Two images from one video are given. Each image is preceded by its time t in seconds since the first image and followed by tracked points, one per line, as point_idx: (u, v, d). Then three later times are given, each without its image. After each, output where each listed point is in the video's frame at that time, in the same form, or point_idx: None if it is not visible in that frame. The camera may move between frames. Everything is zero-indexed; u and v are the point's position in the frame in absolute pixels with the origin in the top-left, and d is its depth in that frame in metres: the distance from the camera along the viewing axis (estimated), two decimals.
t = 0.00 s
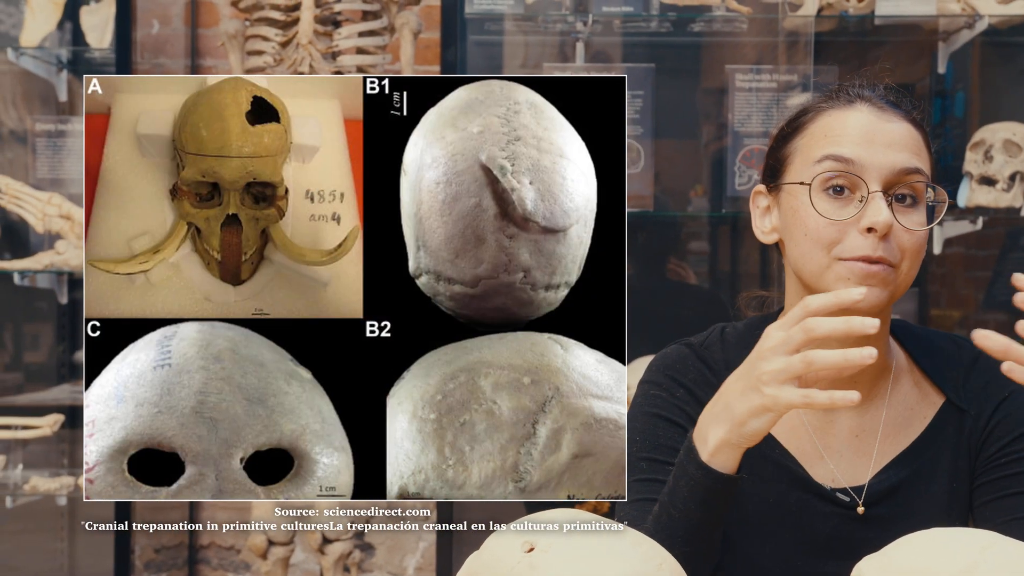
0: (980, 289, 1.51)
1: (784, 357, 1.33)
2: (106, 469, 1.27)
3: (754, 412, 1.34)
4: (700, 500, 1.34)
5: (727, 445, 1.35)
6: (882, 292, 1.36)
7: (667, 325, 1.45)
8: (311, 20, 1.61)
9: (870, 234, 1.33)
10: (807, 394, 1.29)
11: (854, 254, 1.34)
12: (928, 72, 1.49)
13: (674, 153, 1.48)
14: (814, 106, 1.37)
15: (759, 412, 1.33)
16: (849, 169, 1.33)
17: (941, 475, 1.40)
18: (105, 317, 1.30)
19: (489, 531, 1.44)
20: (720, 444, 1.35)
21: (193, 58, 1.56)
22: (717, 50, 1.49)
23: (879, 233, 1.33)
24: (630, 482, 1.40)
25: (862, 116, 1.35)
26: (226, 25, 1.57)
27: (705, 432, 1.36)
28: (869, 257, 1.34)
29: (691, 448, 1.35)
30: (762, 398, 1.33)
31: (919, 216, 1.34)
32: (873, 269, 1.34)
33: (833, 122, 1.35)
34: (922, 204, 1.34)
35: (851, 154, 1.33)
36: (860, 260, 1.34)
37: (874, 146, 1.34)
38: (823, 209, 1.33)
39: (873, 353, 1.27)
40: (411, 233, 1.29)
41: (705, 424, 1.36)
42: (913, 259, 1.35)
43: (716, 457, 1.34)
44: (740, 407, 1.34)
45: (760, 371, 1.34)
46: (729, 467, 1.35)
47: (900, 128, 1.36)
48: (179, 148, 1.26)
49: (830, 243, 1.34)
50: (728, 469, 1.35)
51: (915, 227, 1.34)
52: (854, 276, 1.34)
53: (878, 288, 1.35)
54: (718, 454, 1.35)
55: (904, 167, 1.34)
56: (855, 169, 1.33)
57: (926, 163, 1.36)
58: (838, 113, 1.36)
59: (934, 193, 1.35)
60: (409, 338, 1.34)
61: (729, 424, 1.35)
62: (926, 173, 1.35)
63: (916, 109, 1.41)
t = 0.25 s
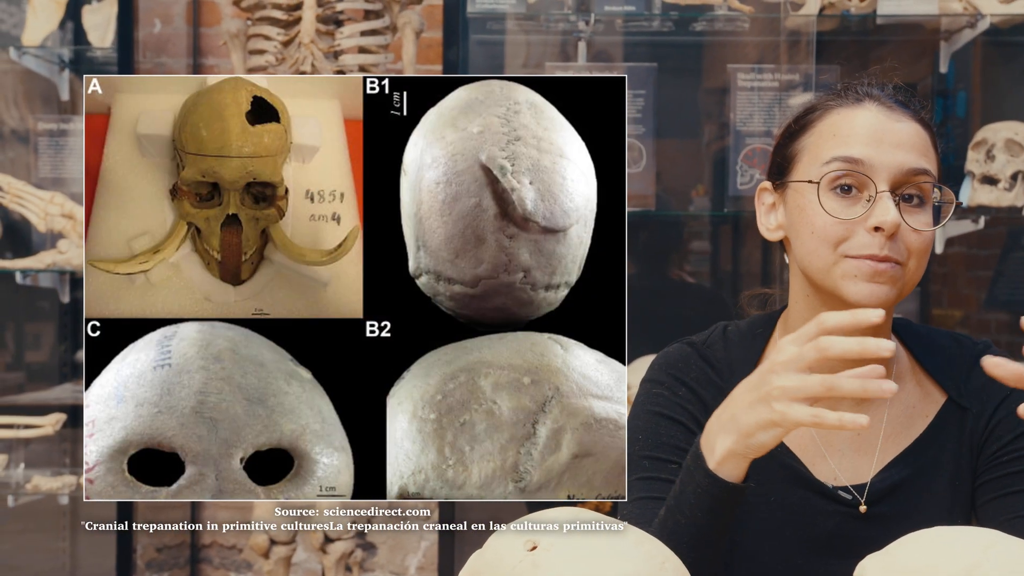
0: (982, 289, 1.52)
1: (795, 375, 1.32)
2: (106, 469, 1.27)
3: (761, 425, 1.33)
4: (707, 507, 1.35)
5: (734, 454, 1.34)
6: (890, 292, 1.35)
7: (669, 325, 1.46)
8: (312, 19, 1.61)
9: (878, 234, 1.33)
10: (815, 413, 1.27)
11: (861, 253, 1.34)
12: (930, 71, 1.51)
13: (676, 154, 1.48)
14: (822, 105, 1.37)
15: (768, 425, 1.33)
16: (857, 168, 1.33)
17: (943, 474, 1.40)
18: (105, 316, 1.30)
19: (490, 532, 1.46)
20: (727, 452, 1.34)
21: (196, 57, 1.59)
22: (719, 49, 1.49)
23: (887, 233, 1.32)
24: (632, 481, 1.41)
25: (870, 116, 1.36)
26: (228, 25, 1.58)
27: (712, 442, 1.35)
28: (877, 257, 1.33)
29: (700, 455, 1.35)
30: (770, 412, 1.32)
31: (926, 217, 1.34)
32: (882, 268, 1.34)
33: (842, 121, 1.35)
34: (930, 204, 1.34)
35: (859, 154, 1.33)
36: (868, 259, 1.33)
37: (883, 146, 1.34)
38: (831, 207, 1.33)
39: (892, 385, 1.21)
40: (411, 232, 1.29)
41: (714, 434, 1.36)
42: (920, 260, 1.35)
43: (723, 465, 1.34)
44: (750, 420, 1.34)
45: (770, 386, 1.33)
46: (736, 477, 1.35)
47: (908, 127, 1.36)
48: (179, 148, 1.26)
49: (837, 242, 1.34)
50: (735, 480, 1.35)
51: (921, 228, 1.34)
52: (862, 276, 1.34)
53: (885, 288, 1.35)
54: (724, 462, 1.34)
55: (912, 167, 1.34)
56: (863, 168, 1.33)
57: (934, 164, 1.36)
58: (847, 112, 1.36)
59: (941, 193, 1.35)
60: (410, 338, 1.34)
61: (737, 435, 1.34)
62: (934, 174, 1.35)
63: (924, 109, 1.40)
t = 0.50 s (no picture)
0: (982, 288, 1.52)
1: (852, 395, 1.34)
2: (106, 469, 1.27)
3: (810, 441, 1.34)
4: (740, 518, 1.35)
5: (773, 468, 1.34)
6: (890, 295, 1.35)
7: (669, 324, 1.47)
8: (313, 19, 1.60)
9: (877, 237, 1.33)
10: (874, 435, 1.30)
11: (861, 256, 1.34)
12: (930, 72, 1.52)
13: (676, 153, 1.48)
14: (824, 107, 1.37)
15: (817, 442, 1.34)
16: (858, 172, 1.33)
17: (944, 474, 1.40)
18: (104, 317, 1.30)
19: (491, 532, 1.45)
20: (767, 465, 1.34)
21: (197, 56, 1.62)
22: (719, 49, 1.50)
23: (886, 236, 1.32)
24: (632, 481, 1.41)
25: (871, 118, 1.35)
26: (229, 25, 1.58)
27: (753, 454, 1.35)
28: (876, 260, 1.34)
29: (737, 467, 1.35)
30: (825, 429, 1.34)
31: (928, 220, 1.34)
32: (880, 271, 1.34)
33: (842, 124, 1.35)
34: (931, 208, 1.34)
35: (859, 157, 1.33)
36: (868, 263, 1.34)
37: (883, 149, 1.34)
38: (831, 210, 1.33)
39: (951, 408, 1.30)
40: (411, 232, 1.28)
41: (753, 446, 1.36)
42: (920, 264, 1.35)
43: (761, 478, 1.34)
44: (802, 436, 1.34)
45: (827, 404, 1.34)
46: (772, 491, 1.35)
47: (910, 130, 1.35)
48: (179, 148, 1.26)
49: (837, 245, 1.34)
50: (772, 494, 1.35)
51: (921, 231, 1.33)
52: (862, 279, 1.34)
53: (884, 291, 1.35)
54: (764, 475, 1.34)
55: (913, 170, 1.34)
56: (863, 171, 1.33)
57: (935, 167, 1.36)
58: (848, 114, 1.35)
59: (942, 196, 1.34)
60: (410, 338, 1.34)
61: (783, 448, 1.34)
62: (935, 177, 1.35)
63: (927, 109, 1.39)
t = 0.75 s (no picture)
0: (982, 288, 1.52)
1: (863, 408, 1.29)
2: (106, 469, 1.27)
3: (819, 454, 1.30)
4: (745, 525, 1.30)
5: (778, 476, 1.30)
6: (889, 295, 1.33)
7: (668, 323, 1.48)
8: (313, 18, 1.60)
9: (875, 237, 1.31)
10: (885, 449, 1.24)
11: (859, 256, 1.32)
12: (930, 71, 1.52)
13: (676, 153, 1.48)
14: (823, 106, 1.37)
15: (825, 453, 1.30)
16: (856, 171, 1.32)
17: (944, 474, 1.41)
18: (105, 317, 1.30)
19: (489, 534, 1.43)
20: (773, 473, 1.30)
21: (196, 55, 1.62)
22: (719, 49, 1.50)
23: (884, 236, 1.31)
24: (633, 480, 1.41)
25: (870, 117, 1.35)
26: (229, 24, 1.59)
27: (759, 462, 1.31)
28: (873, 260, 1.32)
29: (743, 473, 1.31)
30: (835, 441, 1.29)
31: (927, 220, 1.32)
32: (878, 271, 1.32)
33: (841, 123, 1.35)
34: (931, 207, 1.32)
35: (857, 156, 1.32)
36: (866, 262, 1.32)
37: (882, 148, 1.33)
38: (828, 210, 1.32)
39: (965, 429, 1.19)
40: (411, 233, 1.28)
41: (760, 452, 1.32)
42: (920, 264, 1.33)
43: (767, 486, 1.30)
44: (811, 446, 1.30)
45: (838, 416, 1.30)
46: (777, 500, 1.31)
47: (908, 129, 1.35)
48: (179, 148, 1.26)
49: (835, 245, 1.33)
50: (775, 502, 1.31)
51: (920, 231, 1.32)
52: (860, 278, 1.33)
53: (882, 291, 1.33)
54: (769, 483, 1.30)
55: (912, 170, 1.32)
56: (861, 171, 1.32)
57: (934, 166, 1.34)
58: (847, 114, 1.35)
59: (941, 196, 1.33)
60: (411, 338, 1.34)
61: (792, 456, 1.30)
62: (934, 177, 1.34)
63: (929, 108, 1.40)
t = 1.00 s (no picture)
0: (982, 288, 1.52)
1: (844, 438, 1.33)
2: (105, 469, 1.27)
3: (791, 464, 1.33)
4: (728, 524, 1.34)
5: (749, 478, 1.34)
6: (883, 297, 1.34)
7: (668, 323, 1.47)
8: (312, 18, 1.60)
9: (871, 238, 1.32)
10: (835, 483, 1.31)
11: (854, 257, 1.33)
12: (928, 71, 1.51)
13: (676, 152, 1.48)
14: (823, 107, 1.37)
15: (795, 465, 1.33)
16: (853, 172, 1.33)
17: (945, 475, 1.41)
18: (105, 317, 1.30)
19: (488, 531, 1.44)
20: (745, 476, 1.34)
21: (196, 55, 1.63)
22: (718, 49, 1.50)
23: (880, 238, 1.31)
24: (631, 480, 1.41)
25: (870, 119, 1.35)
26: (228, 24, 1.59)
27: (737, 460, 1.35)
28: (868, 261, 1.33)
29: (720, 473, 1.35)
30: (807, 459, 1.33)
31: (923, 223, 1.33)
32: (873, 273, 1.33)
33: (841, 124, 1.35)
34: (927, 210, 1.33)
35: (855, 158, 1.33)
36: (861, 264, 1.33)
37: (880, 150, 1.33)
38: (825, 211, 1.33)
39: (947, 468, 1.28)
40: (411, 233, 1.29)
41: (740, 454, 1.36)
42: (914, 268, 1.33)
43: (740, 486, 1.34)
44: (786, 456, 1.33)
45: (821, 441, 1.33)
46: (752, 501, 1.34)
47: (908, 132, 1.35)
48: (179, 148, 1.26)
49: (831, 246, 1.34)
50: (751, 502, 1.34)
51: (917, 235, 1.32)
52: (855, 281, 1.33)
53: (876, 293, 1.34)
54: (741, 484, 1.34)
55: (910, 172, 1.33)
56: (859, 172, 1.32)
57: (932, 169, 1.35)
58: (847, 115, 1.35)
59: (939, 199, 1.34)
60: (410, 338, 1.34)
61: (765, 461, 1.34)
62: (932, 180, 1.34)
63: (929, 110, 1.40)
